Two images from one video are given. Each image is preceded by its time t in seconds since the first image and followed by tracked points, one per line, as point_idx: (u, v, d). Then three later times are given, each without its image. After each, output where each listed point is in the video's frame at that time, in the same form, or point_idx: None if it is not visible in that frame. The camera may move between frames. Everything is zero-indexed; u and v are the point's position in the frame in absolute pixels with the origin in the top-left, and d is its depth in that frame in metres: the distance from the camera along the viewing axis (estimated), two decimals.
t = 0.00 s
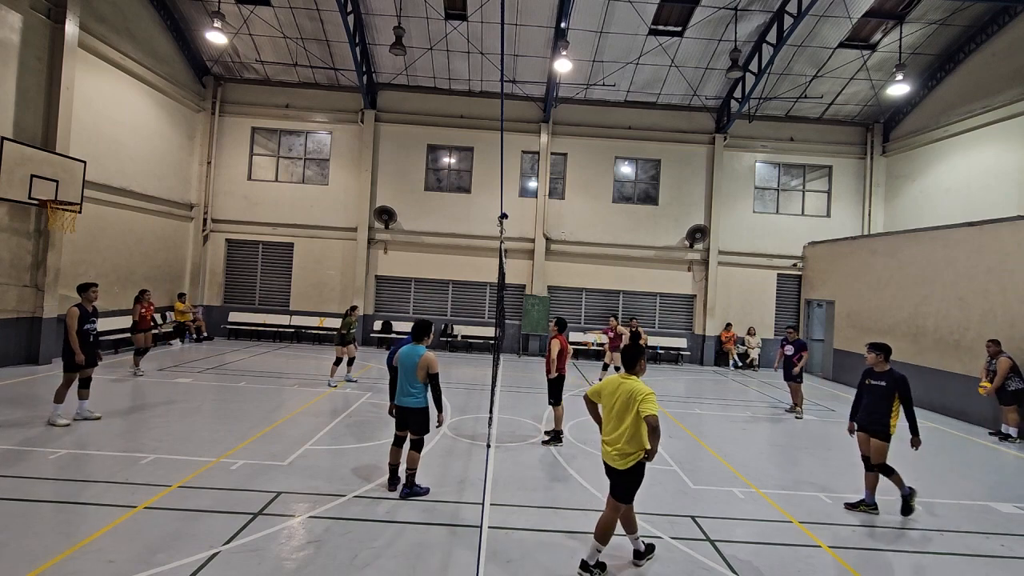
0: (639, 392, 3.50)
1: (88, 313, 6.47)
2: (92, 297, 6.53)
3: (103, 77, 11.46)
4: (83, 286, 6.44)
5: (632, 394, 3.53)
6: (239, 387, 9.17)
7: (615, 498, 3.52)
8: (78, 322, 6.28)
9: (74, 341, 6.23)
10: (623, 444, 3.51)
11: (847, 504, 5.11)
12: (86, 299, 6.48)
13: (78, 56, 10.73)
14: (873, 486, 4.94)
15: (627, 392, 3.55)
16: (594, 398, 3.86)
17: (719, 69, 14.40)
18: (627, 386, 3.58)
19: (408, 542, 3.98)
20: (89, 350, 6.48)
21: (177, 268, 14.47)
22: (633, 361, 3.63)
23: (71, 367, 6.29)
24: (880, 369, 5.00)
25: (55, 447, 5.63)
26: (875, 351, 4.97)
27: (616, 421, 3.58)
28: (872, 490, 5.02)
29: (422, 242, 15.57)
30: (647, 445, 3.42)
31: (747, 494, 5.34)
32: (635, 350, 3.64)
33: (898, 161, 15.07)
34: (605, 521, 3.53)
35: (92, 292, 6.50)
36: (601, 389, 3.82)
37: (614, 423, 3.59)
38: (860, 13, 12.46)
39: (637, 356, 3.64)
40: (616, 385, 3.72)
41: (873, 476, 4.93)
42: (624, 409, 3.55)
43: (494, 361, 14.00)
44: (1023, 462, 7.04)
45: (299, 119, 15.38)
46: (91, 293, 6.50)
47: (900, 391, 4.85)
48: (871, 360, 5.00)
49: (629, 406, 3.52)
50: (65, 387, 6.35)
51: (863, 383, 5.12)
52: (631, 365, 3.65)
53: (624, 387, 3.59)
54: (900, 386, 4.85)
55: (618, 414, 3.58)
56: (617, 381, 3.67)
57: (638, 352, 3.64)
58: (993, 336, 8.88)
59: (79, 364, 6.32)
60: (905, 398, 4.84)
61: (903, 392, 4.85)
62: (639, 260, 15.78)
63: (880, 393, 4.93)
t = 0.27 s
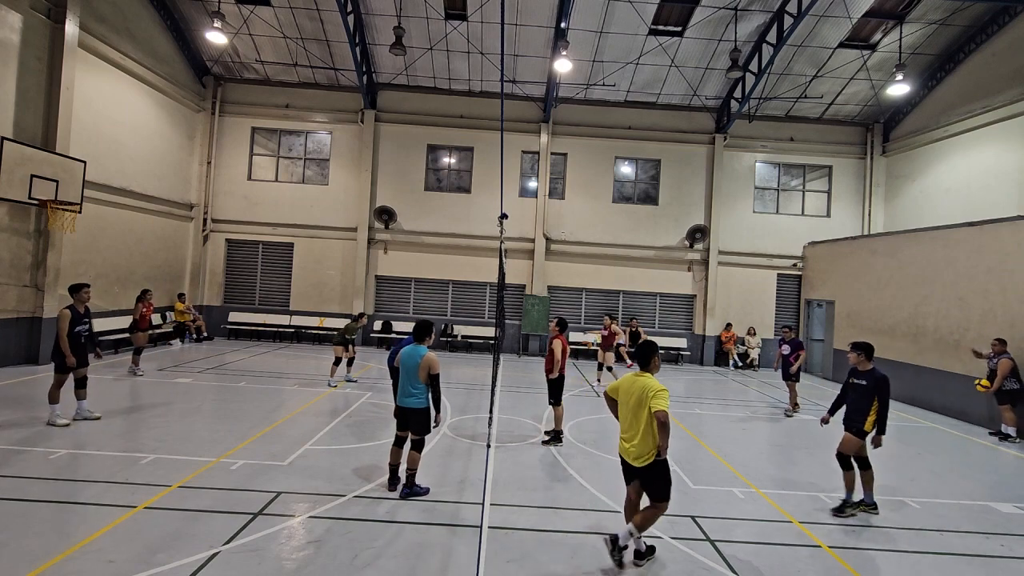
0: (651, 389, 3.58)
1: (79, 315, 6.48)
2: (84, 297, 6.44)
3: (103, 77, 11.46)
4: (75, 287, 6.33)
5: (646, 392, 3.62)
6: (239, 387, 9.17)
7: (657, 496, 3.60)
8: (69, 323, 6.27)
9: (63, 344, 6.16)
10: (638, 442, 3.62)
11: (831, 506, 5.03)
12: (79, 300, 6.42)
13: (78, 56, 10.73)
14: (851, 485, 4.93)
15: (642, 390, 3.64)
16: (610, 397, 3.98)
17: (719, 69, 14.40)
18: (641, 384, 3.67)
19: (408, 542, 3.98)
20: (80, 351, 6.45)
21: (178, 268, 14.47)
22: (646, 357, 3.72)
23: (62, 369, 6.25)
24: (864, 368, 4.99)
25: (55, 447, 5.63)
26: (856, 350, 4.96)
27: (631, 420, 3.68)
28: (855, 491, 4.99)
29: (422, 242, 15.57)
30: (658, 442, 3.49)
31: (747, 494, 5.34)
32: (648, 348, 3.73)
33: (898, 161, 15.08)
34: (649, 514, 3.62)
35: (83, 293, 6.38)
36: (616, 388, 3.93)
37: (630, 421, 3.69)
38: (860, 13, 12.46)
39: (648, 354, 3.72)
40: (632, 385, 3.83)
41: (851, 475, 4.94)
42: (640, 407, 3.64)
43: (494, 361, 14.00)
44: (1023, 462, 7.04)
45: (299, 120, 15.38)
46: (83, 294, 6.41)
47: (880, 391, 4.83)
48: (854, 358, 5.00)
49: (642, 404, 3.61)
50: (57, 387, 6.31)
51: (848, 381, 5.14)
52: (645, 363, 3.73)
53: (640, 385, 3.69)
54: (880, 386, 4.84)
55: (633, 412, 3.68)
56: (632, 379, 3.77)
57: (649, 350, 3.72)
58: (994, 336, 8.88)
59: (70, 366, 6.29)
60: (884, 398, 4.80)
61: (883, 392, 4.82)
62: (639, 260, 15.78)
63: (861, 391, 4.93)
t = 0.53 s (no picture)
0: (665, 388, 3.61)
1: (75, 315, 6.50)
2: (81, 300, 6.55)
3: (103, 76, 11.46)
4: (72, 287, 6.45)
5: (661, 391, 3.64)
6: (239, 387, 9.17)
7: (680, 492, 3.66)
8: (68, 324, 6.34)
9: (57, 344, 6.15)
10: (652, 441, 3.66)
11: (796, 500, 5.14)
12: (75, 301, 6.50)
13: (78, 56, 10.73)
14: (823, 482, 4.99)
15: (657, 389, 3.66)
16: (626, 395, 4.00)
17: (719, 69, 14.39)
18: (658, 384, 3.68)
19: (408, 542, 3.98)
20: (74, 353, 6.42)
21: (178, 268, 14.47)
22: (664, 358, 3.73)
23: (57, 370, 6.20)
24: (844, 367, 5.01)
25: (55, 447, 5.63)
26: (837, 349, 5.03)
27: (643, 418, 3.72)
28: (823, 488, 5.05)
29: (422, 242, 15.57)
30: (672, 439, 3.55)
31: (747, 494, 5.34)
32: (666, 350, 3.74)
33: (898, 161, 15.07)
34: (682, 515, 3.69)
35: (81, 293, 6.52)
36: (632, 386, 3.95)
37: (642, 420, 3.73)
38: (860, 13, 12.46)
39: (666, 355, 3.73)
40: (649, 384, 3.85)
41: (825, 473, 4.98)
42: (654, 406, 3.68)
43: (494, 361, 14.01)
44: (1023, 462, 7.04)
45: (299, 120, 15.38)
46: (81, 296, 6.53)
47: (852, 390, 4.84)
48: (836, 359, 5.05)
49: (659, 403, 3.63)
50: (56, 386, 6.30)
51: (834, 382, 5.15)
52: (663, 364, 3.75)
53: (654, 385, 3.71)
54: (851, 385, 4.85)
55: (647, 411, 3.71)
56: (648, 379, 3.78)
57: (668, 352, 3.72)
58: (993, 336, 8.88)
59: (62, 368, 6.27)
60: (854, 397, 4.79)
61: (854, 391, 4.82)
62: (639, 260, 15.78)
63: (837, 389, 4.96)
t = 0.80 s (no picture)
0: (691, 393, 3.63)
1: (79, 315, 6.47)
2: (85, 300, 6.49)
3: (102, 76, 11.46)
4: (76, 287, 6.38)
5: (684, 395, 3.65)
6: (239, 387, 9.17)
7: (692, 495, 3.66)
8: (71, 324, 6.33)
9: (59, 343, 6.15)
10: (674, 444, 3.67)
11: (796, 499, 5.14)
12: (80, 301, 6.46)
13: (78, 56, 10.73)
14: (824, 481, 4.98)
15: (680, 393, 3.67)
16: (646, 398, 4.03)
17: (719, 69, 14.39)
18: (680, 387, 3.69)
19: (408, 542, 3.98)
20: (74, 353, 6.39)
21: (177, 268, 14.47)
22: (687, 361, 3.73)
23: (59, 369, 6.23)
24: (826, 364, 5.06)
25: (55, 447, 5.63)
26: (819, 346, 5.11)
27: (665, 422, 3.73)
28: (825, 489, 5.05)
29: (422, 242, 15.57)
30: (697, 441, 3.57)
31: (747, 494, 5.34)
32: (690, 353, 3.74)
33: (898, 161, 15.07)
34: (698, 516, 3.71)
35: (85, 294, 6.45)
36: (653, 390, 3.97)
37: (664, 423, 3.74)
38: (860, 13, 12.46)
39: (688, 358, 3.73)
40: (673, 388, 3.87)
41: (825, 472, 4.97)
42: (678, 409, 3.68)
43: (494, 361, 14.01)
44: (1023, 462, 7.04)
45: (299, 119, 15.38)
46: (83, 296, 6.46)
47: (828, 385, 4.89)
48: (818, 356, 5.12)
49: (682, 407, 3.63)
50: (58, 386, 6.31)
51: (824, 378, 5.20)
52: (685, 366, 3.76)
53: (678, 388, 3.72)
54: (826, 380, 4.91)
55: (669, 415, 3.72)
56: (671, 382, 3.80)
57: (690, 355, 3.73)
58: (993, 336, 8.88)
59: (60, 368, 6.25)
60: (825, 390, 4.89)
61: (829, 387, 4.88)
62: (639, 260, 15.78)
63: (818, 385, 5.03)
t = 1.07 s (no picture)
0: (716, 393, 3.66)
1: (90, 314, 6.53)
2: (95, 299, 6.53)
3: (103, 76, 11.46)
4: (88, 287, 6.45)
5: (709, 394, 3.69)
6: (239, 387, 9.17)
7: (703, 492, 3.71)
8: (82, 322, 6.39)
9: (70, 339, 6.16)
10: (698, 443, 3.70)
11: (797, 500, 5.14)
12: (91, 301, 6.50)
13: (78, 56, 10.73)
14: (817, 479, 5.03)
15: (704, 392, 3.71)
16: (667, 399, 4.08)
17: (719, 69, 14.40)
18: (703, 387, 3.73)
19: (408, 542, 3.98)
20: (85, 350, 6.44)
21: (177, 268, 14.47)
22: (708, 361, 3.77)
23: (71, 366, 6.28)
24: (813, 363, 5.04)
25: (55, 447, 5.63)
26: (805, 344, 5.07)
27: (688, 421, 3.78)
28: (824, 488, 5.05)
29: (422, 242, 15.57)
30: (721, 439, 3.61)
31: (747, 495, 5.33)
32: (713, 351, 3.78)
33: (898, 161, 15.07)
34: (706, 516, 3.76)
35: (95, 294, 6.49)
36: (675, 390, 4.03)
37: (687, 422, 3.79)
38: (860, 13, 12.46)
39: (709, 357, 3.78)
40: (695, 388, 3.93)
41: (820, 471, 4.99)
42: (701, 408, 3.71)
43: (494, 361, 14.01)
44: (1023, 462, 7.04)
45: (299, 119, 15.38)
46: (94, 296, 6.50)
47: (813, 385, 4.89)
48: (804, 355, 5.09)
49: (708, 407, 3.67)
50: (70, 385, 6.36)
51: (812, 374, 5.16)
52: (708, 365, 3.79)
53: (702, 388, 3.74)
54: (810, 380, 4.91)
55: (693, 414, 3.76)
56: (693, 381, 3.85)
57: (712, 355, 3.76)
58: (993, 336, 8.88)
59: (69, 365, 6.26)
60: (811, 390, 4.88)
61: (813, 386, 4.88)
62: (639, 260, 15.78)
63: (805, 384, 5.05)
